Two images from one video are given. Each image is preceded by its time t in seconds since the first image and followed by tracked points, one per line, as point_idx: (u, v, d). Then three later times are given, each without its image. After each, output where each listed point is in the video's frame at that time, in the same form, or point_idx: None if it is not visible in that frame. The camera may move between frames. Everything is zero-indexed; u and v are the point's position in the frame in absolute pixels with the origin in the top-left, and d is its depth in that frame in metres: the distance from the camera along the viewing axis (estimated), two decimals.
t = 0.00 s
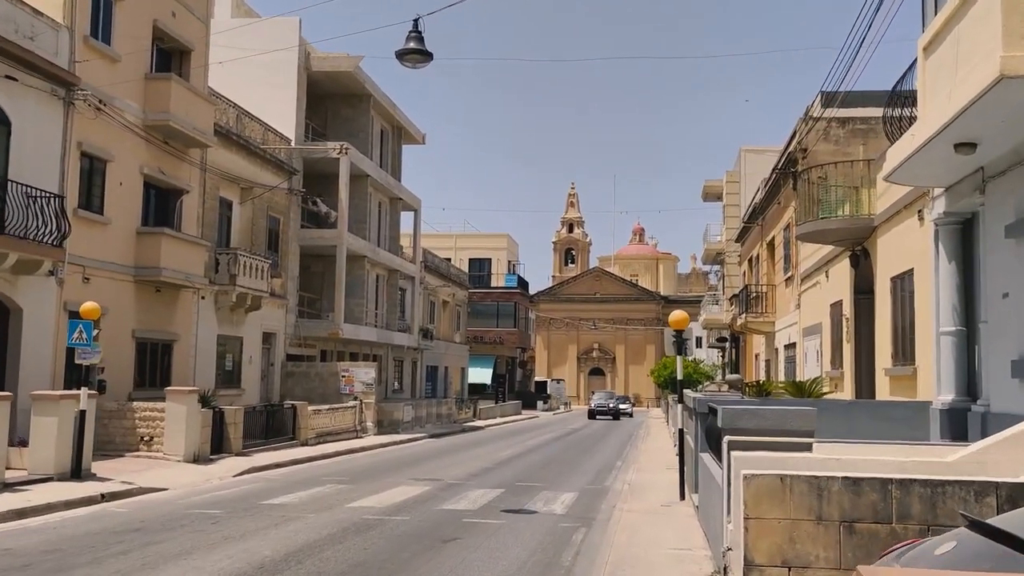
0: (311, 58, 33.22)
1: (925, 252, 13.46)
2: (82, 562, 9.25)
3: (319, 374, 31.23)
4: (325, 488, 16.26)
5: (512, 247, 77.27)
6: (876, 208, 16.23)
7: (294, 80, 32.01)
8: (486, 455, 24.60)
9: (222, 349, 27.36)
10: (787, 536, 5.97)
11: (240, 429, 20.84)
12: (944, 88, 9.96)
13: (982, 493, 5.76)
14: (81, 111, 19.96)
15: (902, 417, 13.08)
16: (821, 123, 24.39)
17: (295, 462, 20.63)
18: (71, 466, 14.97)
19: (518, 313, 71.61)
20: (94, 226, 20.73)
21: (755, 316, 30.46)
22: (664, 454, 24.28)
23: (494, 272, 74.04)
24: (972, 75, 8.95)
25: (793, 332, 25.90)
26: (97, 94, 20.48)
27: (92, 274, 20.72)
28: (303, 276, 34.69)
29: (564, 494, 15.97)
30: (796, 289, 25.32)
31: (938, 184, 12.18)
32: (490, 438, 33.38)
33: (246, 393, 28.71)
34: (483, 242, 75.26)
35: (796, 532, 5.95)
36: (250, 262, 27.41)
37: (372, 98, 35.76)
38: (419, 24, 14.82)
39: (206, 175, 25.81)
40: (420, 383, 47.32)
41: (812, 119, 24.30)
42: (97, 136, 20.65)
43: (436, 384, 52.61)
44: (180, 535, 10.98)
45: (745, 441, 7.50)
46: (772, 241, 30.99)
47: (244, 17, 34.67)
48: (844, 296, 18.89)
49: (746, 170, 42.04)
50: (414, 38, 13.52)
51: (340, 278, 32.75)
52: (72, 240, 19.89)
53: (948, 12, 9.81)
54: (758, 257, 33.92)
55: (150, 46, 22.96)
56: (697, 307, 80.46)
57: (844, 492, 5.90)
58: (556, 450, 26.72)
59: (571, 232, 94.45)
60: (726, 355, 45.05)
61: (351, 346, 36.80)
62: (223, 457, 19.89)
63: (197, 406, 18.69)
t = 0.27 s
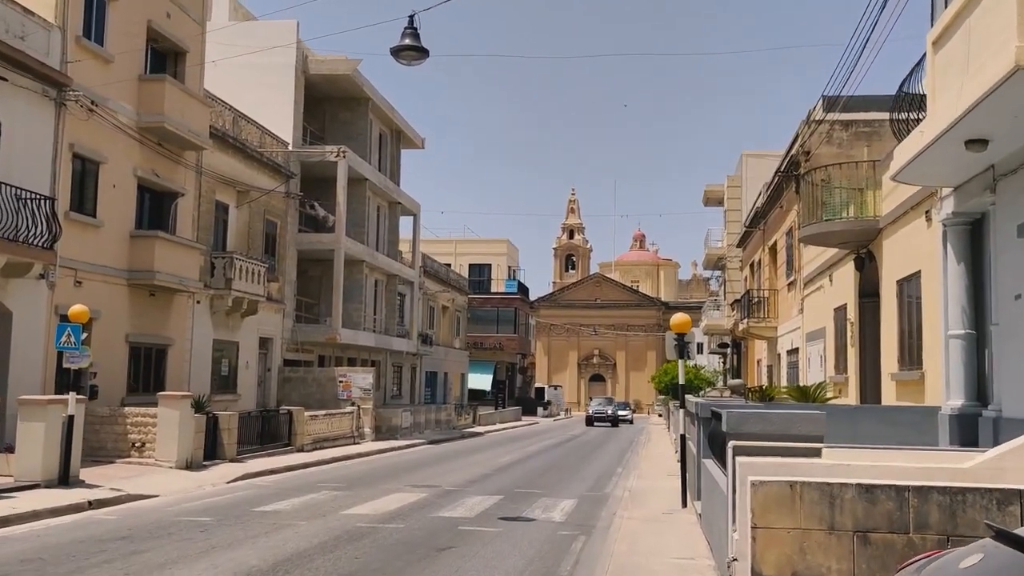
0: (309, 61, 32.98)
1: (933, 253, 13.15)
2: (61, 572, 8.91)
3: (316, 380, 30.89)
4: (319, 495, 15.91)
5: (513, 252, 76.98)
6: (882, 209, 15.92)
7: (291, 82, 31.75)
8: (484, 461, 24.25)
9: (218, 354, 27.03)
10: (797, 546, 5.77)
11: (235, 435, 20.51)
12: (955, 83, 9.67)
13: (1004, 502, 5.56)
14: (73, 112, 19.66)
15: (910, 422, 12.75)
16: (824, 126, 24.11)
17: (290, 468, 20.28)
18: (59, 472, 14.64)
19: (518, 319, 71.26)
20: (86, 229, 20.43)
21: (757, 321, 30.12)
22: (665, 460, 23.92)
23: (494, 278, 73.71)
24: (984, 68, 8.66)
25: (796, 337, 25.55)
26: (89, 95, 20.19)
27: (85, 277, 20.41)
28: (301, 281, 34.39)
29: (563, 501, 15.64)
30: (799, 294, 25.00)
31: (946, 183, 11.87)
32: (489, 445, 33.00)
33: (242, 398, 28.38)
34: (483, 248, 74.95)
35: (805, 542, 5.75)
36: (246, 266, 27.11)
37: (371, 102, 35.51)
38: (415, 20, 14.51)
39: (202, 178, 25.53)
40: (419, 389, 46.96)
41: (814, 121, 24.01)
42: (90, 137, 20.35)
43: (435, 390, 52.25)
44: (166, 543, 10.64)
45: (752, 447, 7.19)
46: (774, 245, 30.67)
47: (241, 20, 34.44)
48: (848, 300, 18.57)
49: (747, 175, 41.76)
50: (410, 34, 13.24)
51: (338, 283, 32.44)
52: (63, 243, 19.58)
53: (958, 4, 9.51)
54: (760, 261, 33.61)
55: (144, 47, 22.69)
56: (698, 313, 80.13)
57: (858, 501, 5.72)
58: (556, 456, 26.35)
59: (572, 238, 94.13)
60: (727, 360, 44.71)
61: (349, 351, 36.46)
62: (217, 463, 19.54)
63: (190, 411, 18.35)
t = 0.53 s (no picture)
0: (307, 63, 32.73)
1: (942, 256, 12.83)
2: None
3: (314, 385, 30.56)
4: (314, 504, 15.56)
5: (513, 257, 76.70)
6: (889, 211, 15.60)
7: (289, 85, 31.50)
8: (483, 468, 23.89)
9: (214, 359, 26.70)
10: (811, 562, 5.61)
11: (230, 441, 20.17)
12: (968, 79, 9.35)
13: None
14: (65, 113, 19.35)
15: (919, 428, 12.41)
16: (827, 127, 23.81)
17: (285, 476, 19.93)
18: (47, 480, 14.29)
19: (519, 324, 70.92)
20: (79, 233, 20.12)
21: (760, 325, 29.78)
22: (666, 467, 23.57)
23: (494, 282, 73.38)
24: (998, 63, 8.34)
25: (799, 342, 25.19)
26: (82, 96, 19.89)
27: (77, 281, 20.09)
28: (299, 286, 34.09)
29: (562, 510, 15.29)
30: (803, 297, 24.66)
31: (957, 183, 11.55)
32: (489, 451, 32.64)
33: (239, 404, 28.04)
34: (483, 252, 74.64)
35: (820, 558, 5.59)
36: (242, 270, 26.80)
37: (370, 105, 35.24)
38: (412, 18, 14.21)
39: (198, 181, 25.24)
40: (418, 394, 46.61)
41: (818, 123, 23.71)
42: (83, 139, 20.05)
43: (435, 395, 51.89)
44: (153, 555, 10.30)
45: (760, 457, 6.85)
46: (777, 249, 30.36)
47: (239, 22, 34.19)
48: (853, 303, 18.23)
49: (749, 179, 41.46)
50: (406, 31, 12.94)
51: (336, 287, 32.13)
52: (55, 246, 19.27)
53: None
54: (762, 266, 33.30)
55: (139, 48, 22.41)
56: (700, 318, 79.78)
57: (874, 514, 5.54)
58: (556, 463, 26.00)
59: (572, 243, 93.81)
60: (729, 365, 44.37)
61: (347, 356, 36.14)
62: (211, 471, 19.20)
63: (183, 418, 18.01)
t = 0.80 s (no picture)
0: (305, 66, 32.47)
1: (951, 256, 12.51)
2: None
3: (311, 390, 30.23)
4: (308, 510, 15.19)
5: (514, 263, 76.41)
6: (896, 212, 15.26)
7: (287, 87, 31.24)
8: (482, 475, 23.53)
9: (210, 364, 26.37)
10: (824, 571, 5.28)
11: (224, 447, 19.83)
12: (982, 71, 9.03)
13: None
14: (57, 113, 19.06)
15: (929, 432, 12.03)
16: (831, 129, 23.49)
17: (280, 482, 19.57)
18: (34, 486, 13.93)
19: (520, 329, 70.57)
20: (71, 234, 19.82)
21: (762, 330, 29.44)
22: (667, 474, 23.21)
23: (495, 288, 73.06)
24: (1013, 53, 8.02)
25: (803, 347, 24.83)
26: (75, 96, 19.60)
27: (70, 284, 19.77)
28: (297, 290, 33.79)
29: (562, 517, 14.92)
30: (807, 302, 24.31)
31: (967, 180, 11.23)
32: (489, 457, 32.27)
33: (235, 409, 27.70)
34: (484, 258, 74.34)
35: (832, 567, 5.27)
36: (239, 274, 26.50)
37: (369, 108, 34.97)
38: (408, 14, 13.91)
39: (193, 183, 24.95)
40: (418, 400, 46.24)
41: (822, 125, 23.39)
42: (75, 140, 19.77)
43: (435, 401, 51.52)
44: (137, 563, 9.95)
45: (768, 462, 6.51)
46: (780, 254, 30.03)
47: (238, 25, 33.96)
48: (859, 306, 17.89)
49: (752, 183, 41.14)
50: (401, 26, 12.64)
51: (335, 291, 31.81)
52: (47, 248, 18.95)
53: None
54: (765, 270, 32.96)
55: (133, 49, 22.15)
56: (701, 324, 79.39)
57: (893, 522, 5.21)
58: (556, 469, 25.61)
59: (574, 249, 93.51)
60: (732, 371, 43.98)
61: (346, 361, 35.81)
62: (204, 477, 18.84)
63: (175, 423, 17.67)
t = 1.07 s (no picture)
0: (303, 67, 32.19)
1: (963, 257, 12.16)
2: None
3: (310, 395, 29.91)
4: (302, 519, 14.87)
5: (515, 266, 76.08)
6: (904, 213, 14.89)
7: (286, 89, 30.97)
8: (482, 480, 23.18)
9: (206, 368, 26.05)
10: None
11: (219, 453, 19.52)
12: (997, 64, 8.70)
13: None
14: (50, 113, 18.77)
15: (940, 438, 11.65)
16: (836, 130, 23.16)
17: (277, 489, 19.24)
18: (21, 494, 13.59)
19: (521, 333, 70.24)
20: (64, 237, 19.51)
21: (766, 333, 29.10)
22: (669, 479, 22.86)
23: (497, 291, 72.74)
24: None
25: (807, 350, 24.48)
26: (68, 96, 19.31)
27: (63, 287, 19.46)
28: (296, 294, 33.48)
29: (563, 525, 14.57)
30: (811, 304, 23.97)
31: (980, 179, 10.89)
32: (489, 462, 31.92)
33: (232, 414, 27.38)
34: (485, 261, 74.01)
35: None
36: (235, 277, 26.20)
37: (368, 110, 34.68)
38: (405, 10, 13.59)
39: (189, 186, 24.66)
40: (418, 405, 45.90)
41: (826, 125, 23.04)
42: (69, 141, 19.48)
43: (436, 405, 51.18)
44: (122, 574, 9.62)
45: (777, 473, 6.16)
46: (783, 256, 29.70)
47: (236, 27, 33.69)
48: (865, 309, 17.54)
49: (754, 185, 40.80)
50: (397, 22, 12.32)
51: (333, 295, 31.48)
52: (39, 251, 18.65)
53: None
54: (767, 273, 32.61)
55: (128, 49, 21.87)
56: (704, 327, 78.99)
57: (917, 541, 4.89)
58: (556, 475, 25.24)
59: (575, 253, 93.20)
60: (734, 375, 43.61)
61: (345, 365, 35.49)
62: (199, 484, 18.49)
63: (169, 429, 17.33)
